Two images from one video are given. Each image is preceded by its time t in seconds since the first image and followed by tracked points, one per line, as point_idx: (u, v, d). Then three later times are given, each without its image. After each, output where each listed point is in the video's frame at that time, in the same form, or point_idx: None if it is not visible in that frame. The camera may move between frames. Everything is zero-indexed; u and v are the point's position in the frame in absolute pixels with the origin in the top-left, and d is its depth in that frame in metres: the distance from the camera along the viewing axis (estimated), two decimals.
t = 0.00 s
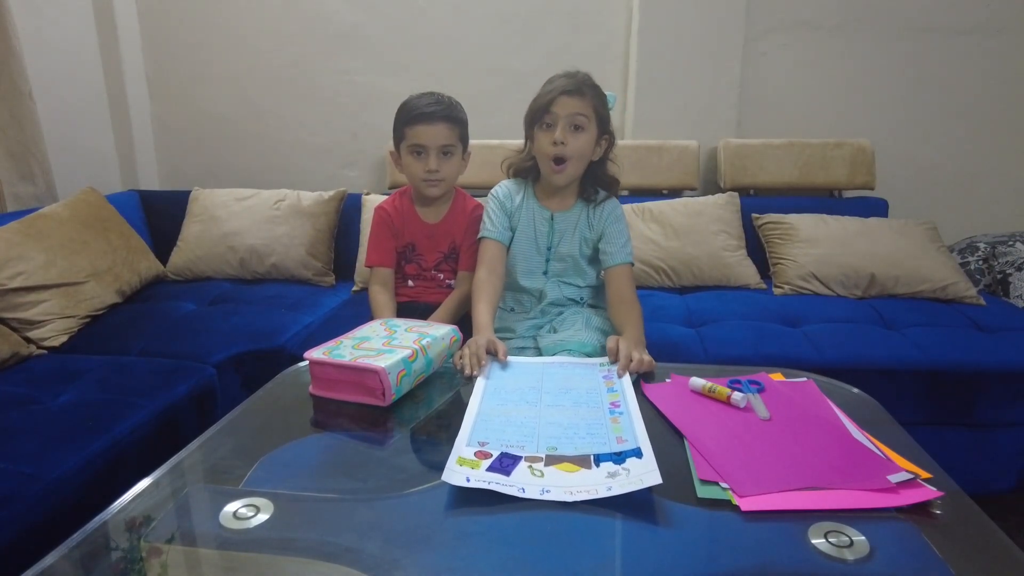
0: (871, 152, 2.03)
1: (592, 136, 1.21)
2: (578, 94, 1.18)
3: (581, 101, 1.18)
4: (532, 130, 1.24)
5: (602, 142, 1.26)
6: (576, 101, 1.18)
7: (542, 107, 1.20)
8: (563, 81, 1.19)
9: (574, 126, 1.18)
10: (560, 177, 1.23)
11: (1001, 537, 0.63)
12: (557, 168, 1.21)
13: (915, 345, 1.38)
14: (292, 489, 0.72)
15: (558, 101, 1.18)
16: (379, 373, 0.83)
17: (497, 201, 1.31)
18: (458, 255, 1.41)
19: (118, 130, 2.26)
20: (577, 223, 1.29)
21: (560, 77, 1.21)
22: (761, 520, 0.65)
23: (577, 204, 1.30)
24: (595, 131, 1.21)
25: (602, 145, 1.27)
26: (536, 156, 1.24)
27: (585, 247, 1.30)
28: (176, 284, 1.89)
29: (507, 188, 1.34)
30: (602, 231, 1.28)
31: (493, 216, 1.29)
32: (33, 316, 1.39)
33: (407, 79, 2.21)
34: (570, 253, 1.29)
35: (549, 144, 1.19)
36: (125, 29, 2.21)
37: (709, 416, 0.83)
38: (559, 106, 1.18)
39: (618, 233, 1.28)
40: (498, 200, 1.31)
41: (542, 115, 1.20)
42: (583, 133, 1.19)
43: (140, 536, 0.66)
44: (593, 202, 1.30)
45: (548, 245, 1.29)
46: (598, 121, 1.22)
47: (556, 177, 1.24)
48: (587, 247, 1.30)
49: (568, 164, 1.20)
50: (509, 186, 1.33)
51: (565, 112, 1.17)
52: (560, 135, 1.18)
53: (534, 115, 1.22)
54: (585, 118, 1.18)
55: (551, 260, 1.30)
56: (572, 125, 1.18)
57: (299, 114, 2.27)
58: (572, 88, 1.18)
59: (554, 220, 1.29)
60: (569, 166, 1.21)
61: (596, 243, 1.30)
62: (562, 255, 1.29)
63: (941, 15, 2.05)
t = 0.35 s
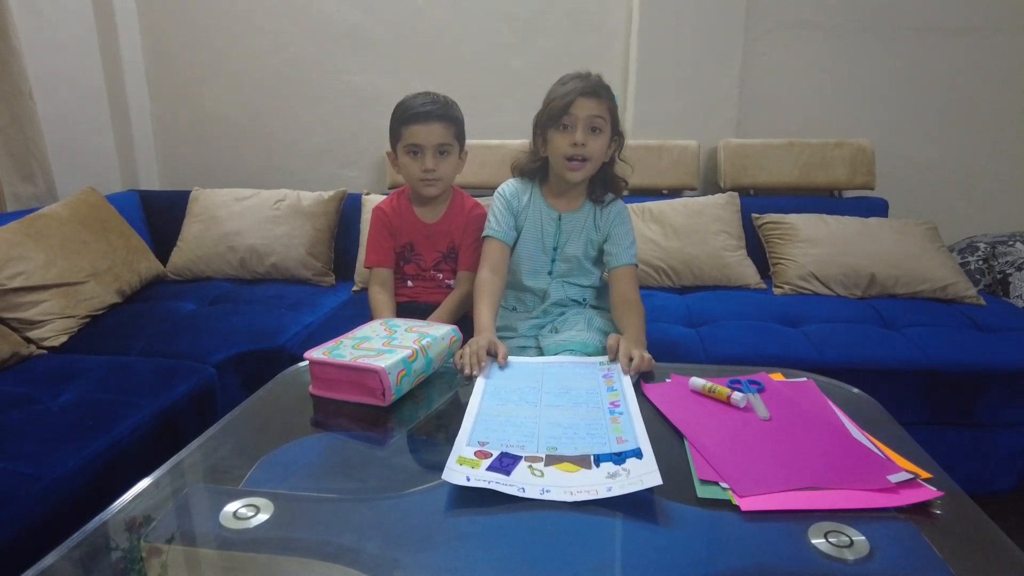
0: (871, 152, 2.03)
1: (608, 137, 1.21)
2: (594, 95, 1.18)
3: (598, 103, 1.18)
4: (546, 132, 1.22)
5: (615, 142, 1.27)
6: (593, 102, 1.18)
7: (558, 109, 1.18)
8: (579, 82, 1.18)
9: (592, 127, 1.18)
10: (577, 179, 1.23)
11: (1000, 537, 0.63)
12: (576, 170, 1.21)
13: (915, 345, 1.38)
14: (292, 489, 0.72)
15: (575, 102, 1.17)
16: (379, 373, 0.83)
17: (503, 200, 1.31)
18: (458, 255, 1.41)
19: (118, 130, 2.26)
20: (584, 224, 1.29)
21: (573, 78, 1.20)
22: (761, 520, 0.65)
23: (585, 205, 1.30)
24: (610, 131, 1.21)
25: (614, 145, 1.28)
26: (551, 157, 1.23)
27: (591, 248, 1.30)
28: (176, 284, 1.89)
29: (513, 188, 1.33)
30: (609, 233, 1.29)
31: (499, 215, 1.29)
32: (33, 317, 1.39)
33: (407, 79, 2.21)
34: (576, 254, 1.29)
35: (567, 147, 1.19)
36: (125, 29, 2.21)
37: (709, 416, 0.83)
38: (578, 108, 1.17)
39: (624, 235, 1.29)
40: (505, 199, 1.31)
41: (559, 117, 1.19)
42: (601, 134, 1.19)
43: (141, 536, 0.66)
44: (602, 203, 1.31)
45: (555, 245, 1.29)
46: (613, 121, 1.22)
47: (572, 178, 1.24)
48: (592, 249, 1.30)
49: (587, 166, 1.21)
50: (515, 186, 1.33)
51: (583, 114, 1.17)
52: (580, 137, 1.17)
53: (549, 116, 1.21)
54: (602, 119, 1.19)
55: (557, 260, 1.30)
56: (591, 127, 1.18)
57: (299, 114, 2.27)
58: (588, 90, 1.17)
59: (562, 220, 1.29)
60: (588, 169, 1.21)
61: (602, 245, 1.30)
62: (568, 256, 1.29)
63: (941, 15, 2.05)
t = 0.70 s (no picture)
0: (871, 153, 2.03)
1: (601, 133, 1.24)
2: (585, 96, 1.20)
3: (588, 102, 1.20)
4: (544, 142, 1.22)
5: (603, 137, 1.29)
6: (586, 103, 1.19)
7: (555, 117, 1.18)
8: (567, 85, 1.19)
9: (588, 128, 1.20)
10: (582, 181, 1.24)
11: (1000, 538, 0.63)
12: (581, 173, 1.22)
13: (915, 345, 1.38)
14: (292, 489, 0.72)
15: (571, 106, 1.18)
16: (379, 373, 0.83)
17: (504, 210, 1.32)
18: (457, 255, 1.42)
19: (118, 130, 2.26)
20: (585, 221, 1.29)
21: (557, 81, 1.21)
22: (761, 520, 0.65)
23: (585, 199, 1.31)
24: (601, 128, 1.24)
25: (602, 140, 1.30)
26: (551, 165, 1.23)
27: (597, 242, 1.29)
28: (176, 284, 1.89)
29: (512, 202, 1.33)
30: (612, 224, 1.28)
31: (501, 227, 1.30)
32: (33, 316, 1.40)
33: (407, 79, 2.21)
34: (582, 252, 1.29)
35: (571, 152, 1.19)
36: (125, 28, 2.21)
37: (708, 416, 0.83)
38: (574, 112, 1.18)
39: (628, 224, 1.27)
40: (504, 210, 1.32)
41: (556, 124, 1.19)
42: (595, 133, 1.21)
43: (141, 536, 0.66)
44: (598, 191, 1.31)
45: (560, 247, 1.29)
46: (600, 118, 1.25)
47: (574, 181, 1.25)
48: (598, 242, 1.29)
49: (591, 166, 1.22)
50: (513, 198, 1.33)
51: (580, 117, 1.18)
52: (583, 140, 1.18)
53: (545, 126, 1.20)
54: (595, 117, 1.21)
55: (564, 261, 1.30)
56: (588, 127, 1.19)
57: (299, 114, 2.27)
58: (579, 92, 1.19)
59: (563, 220, 1.29)
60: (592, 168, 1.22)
61: (607, 237, 1.29)
62: (574, 255, 1.29)
63: (941, 15, 2.05)
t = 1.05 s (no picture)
0: (871, 153, 2.03)
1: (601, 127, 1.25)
2: (585, 90, 1.21)
3: (588, 96, 1.21)
4: (547, 138, 1.22)
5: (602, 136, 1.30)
6: (586, 97, 1.21)
7: (556, 110, 1.19)
8: (566, 81, 1.21)
9: (590, 121, 1.21)
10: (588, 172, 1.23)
11: (1000, 538, 0.63)
12: (587, 164, 1.21)
13: (915, 345, 1.38)
14: (292, 489, 0.72)
15: (572, 99, 1.19)
16: (379, 373, 0.83)
17: (500, 206, 1.31)
18: (457, 256, 1.41)
19: (118, 130, 2.26)
20: (581, 224, 1.29)
21: (555, 80, 1.23)
22: (761, 520, 0.65)
23: (581, 203, 1.31)
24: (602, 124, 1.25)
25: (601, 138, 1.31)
26: (557, 159, 1.22)
27: (590, 247, 1.30)
28: (176, 284, 1.89)
29: (509, 198, 1.32)
30: (606, 230, 1.29)
31: (497, 223, 1.29)
32: (33, 316, 1.40)
33: (407, 79, 2.21)
34: (575, 254, 1.29)
35: (576, 143, 1.19)
36: (125, 29, 2.21)
37: (707, 416, 0.83)
38: (575, 104, 1.19)
39: (622, 232, 1.28)
40: (501, 204, 1.32)
41: (559, 117, 1.19)
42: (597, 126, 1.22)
43: (141, 536, 0.66)
44: (595, 198, 1.31)
45: (553, 247, 1.29)
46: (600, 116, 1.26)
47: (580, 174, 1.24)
48: (591, 247, 1.30)
49: (597, 157, 1.22)
50: (509, 193, 1.33)
51: (583, 110, 1.19)
52: (587, 130, 1.19)
53: (549, 120, 1.20)
54: (596, 111, 1.22)
55: (556, 262, 1.30)
56: (590, 118, 1.21)
57: (299, 114, 2.27)
58: (579, 86, 1.21)
59: (559, 221, 1.29)
60: (597, 159, 1.22)
61: (600, 242, 1.30)
62: (567, 257, 1.29)
63: (941, 15, 2.05)
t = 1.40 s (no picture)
0: (871, 153, 2.03)
1: (591, 118, 1.24)
2: (564, 86, 1.21)
3: (569, 92, 1.21)
4: (539, 142, 1.22)
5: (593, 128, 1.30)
6: (568, 93, 1.20)
7: (540, 115, 1.19)
8: (542, 84, 1.21)
9: (577, 114, 1.20)
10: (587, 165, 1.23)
11: (1000, 538, 0.63)
12: (584, 157, 1.20)
13: (915, 345, 1.38)
14: (292, 489, 0.72)
15: (552, 100, 1.19)
16: (379, 373, 0.83)
17: (509, 205, 1.32)
18: (458, 256, 1.42)
19: (118, 130, 2.26)
20: (591, 219, 1.29)
21: (532, 86, 1.23)
22: (761, 520, 0.65)
23: (591, 197, 1.30)
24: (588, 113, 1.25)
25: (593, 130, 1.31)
26: (555, 161, 1.22)
27: (602, 242, 1.29)
28: (176, 284, 1.89)
29: (515, 200, 1.33)
30: (618, 222, 1.28)
31: (507, 221, 1.30)
32: (33, 316, 1.40)
33: (407, 79, 2.21)
34: (586, 251, 1.29)
35: (569, 139, 1.19)
36: (125, 29, 2.21)
37: (707, 415, 0.83)
38: (557, 103, 1.19)
39: (634, 222, 1.27)
40: (511, 203, 1.33)
41: (545, 120, 1.19)
42: (585, 118, 1.22)
43: (141, 536, 0.66)
44: (603, 188, 1.32)
45: (564, 244, 1.29)
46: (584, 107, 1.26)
47: (581, 167, 1.24)
48: (604, 241, 1.29)
49: (592, 148, 1.21)
50: (516, 196, 1.34)
51: (568, 106, 1.19)
52: (575, 124, 1.18)
53: (538, 126, 1.20)
54: (580, 104, 1.21)
55: (567, 259, 1.30)
56: (575, 113, 1.20)
57: (299, 114, 2.27)
58: (557, 85, 1.21)
59: (569, 218, 1.29)
60: (593, 150, 1.21)
61: (613, 236, 1.29)
62: (578, 253, 1.29)
63: (941, 15, 2.05)
